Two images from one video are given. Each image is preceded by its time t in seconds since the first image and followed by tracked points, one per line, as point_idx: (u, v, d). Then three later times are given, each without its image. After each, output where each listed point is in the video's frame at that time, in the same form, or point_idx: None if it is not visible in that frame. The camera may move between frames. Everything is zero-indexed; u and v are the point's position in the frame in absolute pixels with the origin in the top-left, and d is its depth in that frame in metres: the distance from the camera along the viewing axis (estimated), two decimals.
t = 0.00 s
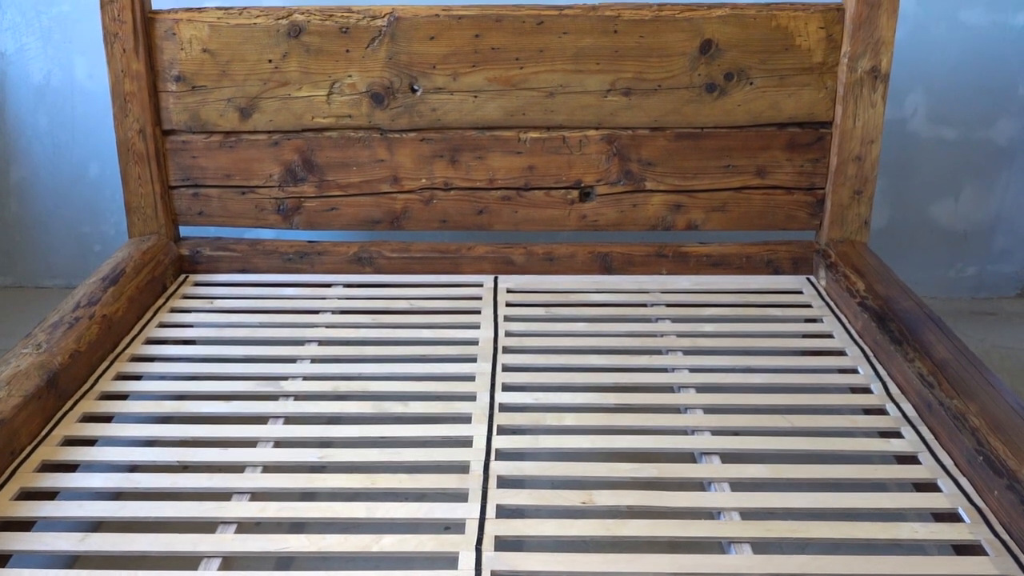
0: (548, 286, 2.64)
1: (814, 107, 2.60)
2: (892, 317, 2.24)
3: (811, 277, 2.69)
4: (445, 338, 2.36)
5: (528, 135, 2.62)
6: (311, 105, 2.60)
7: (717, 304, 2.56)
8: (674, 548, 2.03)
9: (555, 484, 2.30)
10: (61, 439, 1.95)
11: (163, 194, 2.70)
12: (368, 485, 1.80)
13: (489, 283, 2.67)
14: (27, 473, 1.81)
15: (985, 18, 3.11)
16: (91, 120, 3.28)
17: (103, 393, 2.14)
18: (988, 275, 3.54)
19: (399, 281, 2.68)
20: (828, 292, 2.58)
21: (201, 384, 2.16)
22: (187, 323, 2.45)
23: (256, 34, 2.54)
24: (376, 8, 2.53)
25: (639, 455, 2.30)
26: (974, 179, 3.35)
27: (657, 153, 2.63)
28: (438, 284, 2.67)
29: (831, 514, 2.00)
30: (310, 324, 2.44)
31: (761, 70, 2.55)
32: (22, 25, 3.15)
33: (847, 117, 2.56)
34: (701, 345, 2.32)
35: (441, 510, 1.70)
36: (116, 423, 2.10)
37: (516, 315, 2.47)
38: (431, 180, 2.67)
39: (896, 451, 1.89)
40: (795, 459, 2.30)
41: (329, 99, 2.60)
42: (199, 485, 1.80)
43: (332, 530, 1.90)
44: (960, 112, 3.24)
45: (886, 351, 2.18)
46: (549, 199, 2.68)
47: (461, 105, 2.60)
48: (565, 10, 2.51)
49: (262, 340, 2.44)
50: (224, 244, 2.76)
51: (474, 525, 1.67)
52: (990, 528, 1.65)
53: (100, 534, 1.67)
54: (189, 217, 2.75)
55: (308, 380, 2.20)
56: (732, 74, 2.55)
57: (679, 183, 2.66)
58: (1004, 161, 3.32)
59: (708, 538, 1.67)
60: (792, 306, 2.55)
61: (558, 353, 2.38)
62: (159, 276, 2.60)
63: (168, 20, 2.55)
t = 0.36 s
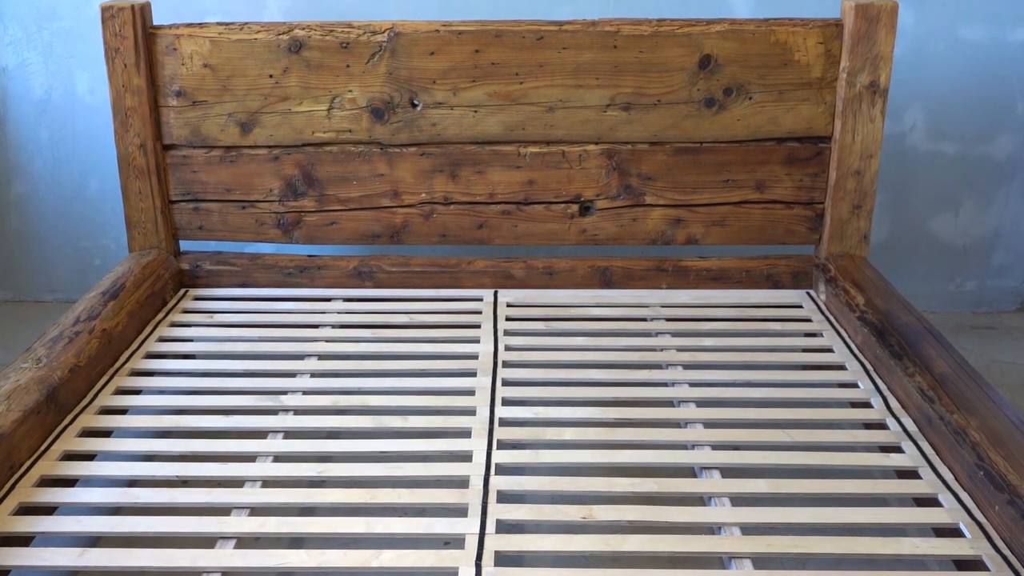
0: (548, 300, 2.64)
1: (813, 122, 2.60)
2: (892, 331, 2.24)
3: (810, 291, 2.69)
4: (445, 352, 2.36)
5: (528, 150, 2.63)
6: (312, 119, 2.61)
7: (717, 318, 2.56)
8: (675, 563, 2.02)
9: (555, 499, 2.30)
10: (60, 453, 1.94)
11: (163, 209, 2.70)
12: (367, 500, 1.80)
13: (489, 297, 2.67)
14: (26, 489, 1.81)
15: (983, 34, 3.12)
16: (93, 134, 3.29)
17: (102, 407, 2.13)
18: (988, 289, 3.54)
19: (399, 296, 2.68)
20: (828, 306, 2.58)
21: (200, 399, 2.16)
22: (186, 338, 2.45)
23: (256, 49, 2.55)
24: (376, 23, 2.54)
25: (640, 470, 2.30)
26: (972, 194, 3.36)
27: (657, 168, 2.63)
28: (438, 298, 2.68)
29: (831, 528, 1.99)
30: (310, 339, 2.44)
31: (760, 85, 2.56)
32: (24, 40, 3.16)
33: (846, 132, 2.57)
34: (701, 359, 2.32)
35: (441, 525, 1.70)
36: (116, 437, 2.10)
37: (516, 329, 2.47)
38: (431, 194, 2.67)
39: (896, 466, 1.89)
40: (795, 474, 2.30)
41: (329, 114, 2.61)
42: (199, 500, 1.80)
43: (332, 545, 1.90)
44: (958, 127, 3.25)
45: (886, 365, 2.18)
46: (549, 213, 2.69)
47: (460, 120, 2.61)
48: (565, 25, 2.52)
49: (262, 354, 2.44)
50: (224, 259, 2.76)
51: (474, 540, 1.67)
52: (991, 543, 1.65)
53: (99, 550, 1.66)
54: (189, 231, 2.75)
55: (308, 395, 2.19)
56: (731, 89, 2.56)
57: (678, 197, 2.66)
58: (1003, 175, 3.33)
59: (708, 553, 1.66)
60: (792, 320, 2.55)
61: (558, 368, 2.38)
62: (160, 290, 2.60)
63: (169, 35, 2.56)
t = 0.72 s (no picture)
0: (548, 316, 2.64)
1: (812, 138, 2.61)
2: (892, 348, 2.24)
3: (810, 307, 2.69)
4: (445, 368, 2.36)
5: (527, 166, 2.63)
6: (312, 136, 2.62)
7: (717, 334, 2.56)
8: None
9: (555, 516, 2.29)
10: (59, 470, 1.94)
11: (164, 225, 2.71)
12: (366, 517, 1.79)
13: (488, 314, 2.67)
14: (25, 505, 1.80)
15: (981, 52, 3.13)
16: (94, 150, 3.29)
17: (102, 424, 2.13)
18: (987, 305, 3.54)
19: (399, 312, 2.68)
20: (828, 322, 2.58)
21: (199, 415, 2.15)
22: (186, 354, 2.45)
23: (257, 66, 2.56)
24: (376, 41, 2.55)
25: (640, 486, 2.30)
26: (971, 210, 3.36)
27: (656, 184, 2.64)
28: (437, 314, 2.68)
29: (832, 545, 1.99)
30: (309, 355, 2.44)
31: (759, 102, 2.57)
32: (25, 57, 3.17)
33: (845, 148, 2.57)
34: (701, 375, 2.32)
35: (441, 542, 1.69)
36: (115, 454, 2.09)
37: (516, 345, 2.47)
38: (430, 211, 2.67)
39: (897, 482, 1.88)
40: (796, 491, 2.29)
41: (330, 131, 2.61)
42: (198, 517, 1.79)
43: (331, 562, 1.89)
44: (957, 144, 3.26)
45: (886, 382, 2.18)
46: (549, 230, 2.69)
47: (460, 136, 2.61)
48: (564, 42, 2.53)
49: (262, 370, 2.44)
50: (224, 275, 2.76)
51: (474, 557, 1.66)
52: (993, 561, 1.64)
53: (98, 567, 1.66)
54: (189, 248, 2.75)
55: (308, 411, 2.19)
56: (730, 106, 2.57)
57: (677, 214, 2.66)
58: (1002, 192, 3.33)
59: (708, 570, 1.66)
60: (792, 337, 2.54)
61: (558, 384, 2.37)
62: (159, 306, 2.60)
63: (170, 53, 2.57)
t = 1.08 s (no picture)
0: (548, 330, 2.64)
1: (812, 153, 2.62)
2: (892, 362, 2.24)
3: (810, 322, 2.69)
4: (445, 382, 2.36)
5: (528, 181, 2.64)
6: (313, 150, 2.62)
7: (717, 348, 2.56)
8: None
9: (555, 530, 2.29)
10: (59, 484, 1.94)
11: (165, 239, 2.71)
12: (366, 531, 1.79)
13: (489, 328, 2.67)
14: (24, 520, 1.80)
15: (980, 66, 3.14)
16: (94, 164, 3.30)
17: (102, 438, 2.13)
18: (988, 319, 3.54)
19: (399, 325, 2.68)
20: (828, 336, 2.58)
21: (199, 429, 2.15)
22: (186, 368, 2.45)
23: (258, 81, 2.57)
24: (377, 56, 2.56)
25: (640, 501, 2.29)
26: (971, 225, 3.37)
27: (656, 199, 2.64)
28: (438, 328, 2.68)
29: (833, 560, 1.98)
30: (309, 369, 2.43)
31: (759, 117, 2.58)
32: (27, 72, 3.18)
33: (845, 162, 2.58)
34: (701, 389, 2.32)
35: (441, 557, 1.69)
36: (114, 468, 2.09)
37: (516, 359, 2.47)
38: (431, 225, 2.68)
39: (898, 497, 1.88)
40: (796, 505, 2.29)
41: (330, 146, 2.62)
42: (198, 531, 1.79)
43: None
44: (956, 159, 3.27)
45: (887, 396, 2.18)
46: (549, 244, 2.69)
47: (461, 151, 2.62)
48: (564, 57, 2.54)
49: (262, 384, 2.44)
50: (224, 289, 2.77)
51: (474, 571, 1.66)
52: None
53: None
54: (189, 262, 2.75)
55: (307, 425, 2.19)
56: (730, 120, 2.57)
57: (678, 228, 2.67)
58: (1001, 206, 3.34)
59: None
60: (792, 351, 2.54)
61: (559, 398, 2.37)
62: (160, 320, 2.60)
63: (172, 67, 2.58)
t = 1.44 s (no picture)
0: (547, 344, 2.64)
1: (810, 167, 2.62)
2: (892, 375, 2.24)
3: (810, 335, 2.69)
4: (444, 395, 2.35)
5: (527, 194, 2.64)
6: (313, 164, 2.63)
7: (717, 361, 2.56)
8: None
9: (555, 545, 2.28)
10: (58, 498, 1.93)
11: (164, 252, 2.71)
12: (365, 545, 1.78)
13: (488, 341, 2.67)
14: (23, 534, 1.79)
15: (978, 80, 3.15)
16: (94, 178, 3.31)
17: (101, 451, 2.13)
18: (988, 333, 3.54)
19: (399, 339, 2.68)
20: (827, 349, 2.58)
21: (198, 443, 2.15)
22: (185, 381, 2.45)
23: (258, 95, 2.58)
24: (377, 70, 2.57)
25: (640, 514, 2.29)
26: (970, 238, 3.37)
27: (656, 212, 2.64)
28: (437, 342, 2.67)
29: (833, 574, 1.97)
30: (309, 382, 2.43)
31: (758, 130, 2.58)
32: (28, 85, 3.19)
33: (844, 175, 2.58)
34: (701, 403, 2.32)
35: (440, 571, 1.68)
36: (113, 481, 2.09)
37: (516, 372, 2.47)
38: (431, 238, 2.68)
39: (898, 510, 1.88)
40: (797, 519, 2.28)
41: (330, 159, 2.62)
42: (197, 545, 1.78)
43: None
44: (955, 172, 3.28)
45: (886, 409, 2.18)
46: (549, 257, 2.69)
47: (460, 165, 2.62)
48: (564, 71, 2.55)
49: (261, 398, 2.43)
50: (224, 302, 2.77)
51: None
52: None
53: None
54: (189, 275, 2.76)
55: (307, 439, 2.19)
56: (729, 134, 2.58)
57: (677, 241, 2.67)
58: (1000, 220, 3.34)
59: None
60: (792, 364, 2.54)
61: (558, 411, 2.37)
62: (160, 333, 2.60)
63: (172, 81, 2.59)
